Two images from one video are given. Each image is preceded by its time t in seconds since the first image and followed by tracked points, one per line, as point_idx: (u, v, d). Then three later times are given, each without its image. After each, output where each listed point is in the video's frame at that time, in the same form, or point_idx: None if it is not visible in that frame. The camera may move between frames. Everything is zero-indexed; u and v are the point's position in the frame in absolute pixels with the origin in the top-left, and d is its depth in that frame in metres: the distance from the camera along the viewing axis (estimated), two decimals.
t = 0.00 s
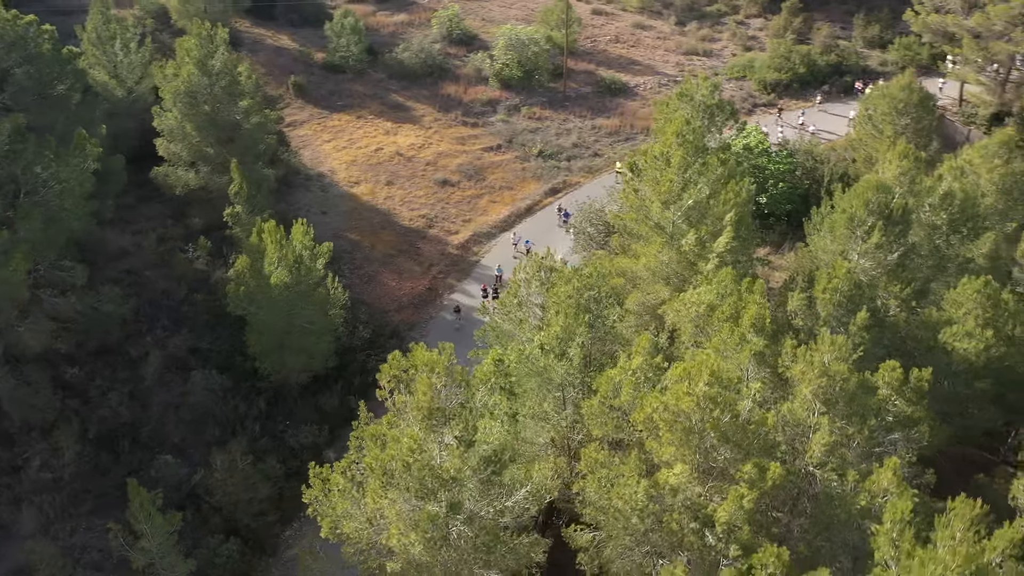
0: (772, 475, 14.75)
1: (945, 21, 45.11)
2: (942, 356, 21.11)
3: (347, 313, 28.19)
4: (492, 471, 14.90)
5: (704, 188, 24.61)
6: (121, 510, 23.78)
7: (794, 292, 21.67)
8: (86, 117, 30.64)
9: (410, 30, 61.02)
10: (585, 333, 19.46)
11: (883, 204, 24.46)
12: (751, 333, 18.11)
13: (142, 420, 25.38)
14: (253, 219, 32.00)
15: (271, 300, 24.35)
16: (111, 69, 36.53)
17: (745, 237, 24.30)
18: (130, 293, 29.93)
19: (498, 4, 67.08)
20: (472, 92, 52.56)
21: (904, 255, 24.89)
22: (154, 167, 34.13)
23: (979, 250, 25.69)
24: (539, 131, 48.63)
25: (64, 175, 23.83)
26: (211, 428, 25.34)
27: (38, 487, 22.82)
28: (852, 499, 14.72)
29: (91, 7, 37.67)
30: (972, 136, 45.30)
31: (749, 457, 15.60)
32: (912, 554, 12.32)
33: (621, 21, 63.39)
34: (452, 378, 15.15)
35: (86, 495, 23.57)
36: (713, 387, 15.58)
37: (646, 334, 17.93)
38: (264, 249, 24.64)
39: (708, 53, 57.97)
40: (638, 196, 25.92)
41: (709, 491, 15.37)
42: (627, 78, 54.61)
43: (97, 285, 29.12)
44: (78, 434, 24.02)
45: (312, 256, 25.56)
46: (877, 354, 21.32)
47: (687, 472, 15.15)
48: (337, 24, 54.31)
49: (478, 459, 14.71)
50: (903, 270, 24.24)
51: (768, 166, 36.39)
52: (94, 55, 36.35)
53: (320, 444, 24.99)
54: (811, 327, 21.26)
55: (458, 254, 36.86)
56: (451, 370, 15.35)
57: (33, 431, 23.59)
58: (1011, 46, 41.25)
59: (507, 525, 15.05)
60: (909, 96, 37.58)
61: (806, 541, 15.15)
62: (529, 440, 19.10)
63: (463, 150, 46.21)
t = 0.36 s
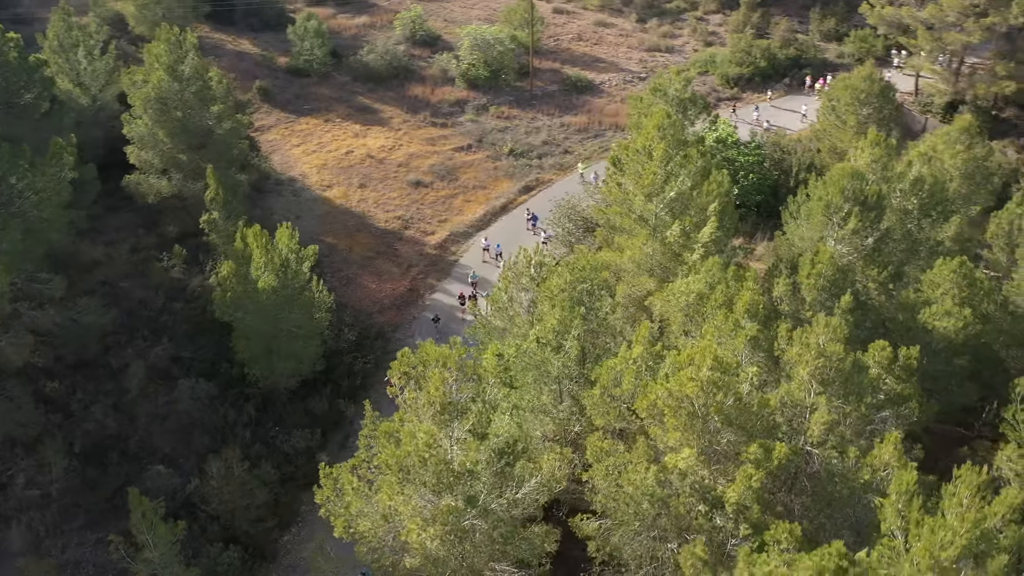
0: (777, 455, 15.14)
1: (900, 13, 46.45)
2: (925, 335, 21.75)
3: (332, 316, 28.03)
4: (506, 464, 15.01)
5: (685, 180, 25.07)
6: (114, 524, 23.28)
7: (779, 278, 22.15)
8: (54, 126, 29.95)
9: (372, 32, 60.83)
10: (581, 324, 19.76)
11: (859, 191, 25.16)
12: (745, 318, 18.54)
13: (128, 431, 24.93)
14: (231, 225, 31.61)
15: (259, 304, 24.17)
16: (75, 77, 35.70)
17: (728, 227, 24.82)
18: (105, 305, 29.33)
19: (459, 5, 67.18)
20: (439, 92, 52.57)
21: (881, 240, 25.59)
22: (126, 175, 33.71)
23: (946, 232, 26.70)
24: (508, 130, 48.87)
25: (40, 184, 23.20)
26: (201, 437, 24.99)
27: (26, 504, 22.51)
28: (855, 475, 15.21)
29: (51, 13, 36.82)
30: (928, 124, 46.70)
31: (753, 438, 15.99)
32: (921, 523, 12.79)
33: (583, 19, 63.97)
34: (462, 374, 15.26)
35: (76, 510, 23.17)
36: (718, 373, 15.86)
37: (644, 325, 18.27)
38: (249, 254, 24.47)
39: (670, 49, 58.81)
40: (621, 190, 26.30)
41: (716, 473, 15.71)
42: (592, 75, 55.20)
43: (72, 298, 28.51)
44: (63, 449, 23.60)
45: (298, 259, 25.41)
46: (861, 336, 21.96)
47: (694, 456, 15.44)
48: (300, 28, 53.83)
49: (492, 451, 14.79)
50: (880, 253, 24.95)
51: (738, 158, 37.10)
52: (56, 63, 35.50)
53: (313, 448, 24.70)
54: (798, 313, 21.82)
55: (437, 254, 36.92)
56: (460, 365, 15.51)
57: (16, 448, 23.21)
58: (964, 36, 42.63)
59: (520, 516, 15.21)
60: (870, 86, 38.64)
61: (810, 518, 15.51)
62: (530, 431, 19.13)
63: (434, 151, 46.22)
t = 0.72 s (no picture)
0: (780, 434, 15.64)
1: (855, 6, 47.71)
2: (905, 315, 22.37)
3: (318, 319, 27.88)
4: (519, 454, 15.06)
5: (666, 173, 25.53)
6: (106, 539, 22.75)
7: (762, 265, 22.63)
8: (21, 136, 29.24)
9: (334, 35, 60.53)
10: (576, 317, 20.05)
11: (834, 178, 25.85)
12: (738, 305, 19.00)
13: (115, 444, 24.50)
14: (207, 232, 31.23)
15: (246, 310, 23.97)
16: (37, 85, 34.88)
17: (710, 218, 25.33)
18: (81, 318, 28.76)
19: (419, 6, 67.17)
20: (406, 94, 52.50)
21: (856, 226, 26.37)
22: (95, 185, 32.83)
23: (914, 217, 27.65)
24: (477, 130, 49.03)
25: (17, 195, 22.73)
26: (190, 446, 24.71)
27: (14, 523, 21.77)
28: (855, 451, 15.73)
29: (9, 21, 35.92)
30: (885, 114, 48.06)
31: (755, 420, 16.41)
32: (927, 493, 13.30)
33: (544, 18, 64.40)
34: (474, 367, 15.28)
35: (67, 526, 22.56)
36: (719, 357, 16.27)
37: (643, 313, 18.53)
38: (234, 259, 24.25)
39: (631, 47, 59.55)
40: (603, 185, 26.66)
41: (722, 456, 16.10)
42: (556, 73, 55.70)
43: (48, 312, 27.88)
44: (51, 464, 23.05)
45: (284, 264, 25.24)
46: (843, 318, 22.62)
47: (700, 439, 15.80)
48: (262, 32, 53.17)
49: (507, 442, 14.85)
50: (855, 238, 25.70)
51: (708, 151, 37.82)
52: (17, 71, 34.63)
53: (306, 452, 24.55)
54: (784, 297, 22.36)
55: (414, 255, 36.91)
56: (469, 359, 15.66)
57: None
58: (917, 27, 44.02)
59: (533, 505, 15.12)
60: (832, 79, 39.69)
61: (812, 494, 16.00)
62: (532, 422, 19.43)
63: (404, 152, 46.16)
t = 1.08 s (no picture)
0: (787, 414, 16.12)
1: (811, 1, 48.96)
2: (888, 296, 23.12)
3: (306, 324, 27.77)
4: (539, 445, 15.29)
5: (649, 167, 25.98)
6: (104, 555, 22.07)
7: (748, 252, 23.16)
8: None
9: (294, 40, 60.07)
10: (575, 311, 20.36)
11: (811, 167, 26.57)
12: (733, 292, 19.51)
13: (106, 459, 24.06)
14: (186, 241, 30.80)
15: (237, 317, 23.78)
16: None
17: (694, 209, 25.82)
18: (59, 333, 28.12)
19: (379, 9, 66.98)
20: (372, 97, 52.30)
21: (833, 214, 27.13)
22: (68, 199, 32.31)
23: (885, 202, 28.65)
24: (446, 131, 49.08)
25: None
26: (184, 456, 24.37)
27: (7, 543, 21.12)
28: (858, 427, 16.30)
29: None
30: (844, 104, 49.42)
31: (760, 402, 16.92)
32: (934, 463, 13.93)
33: (505, 19, 64.67)
34: (490, 362, 15.47)
35: (62, 544, 21.94)
36: (724, 342, 16.76)
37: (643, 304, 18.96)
38: (224, 266, 24.12)
39: (593, 45, 60.19)
40: (587, 180, 27.03)
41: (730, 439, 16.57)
42: (521, 73, 56.08)
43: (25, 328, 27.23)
44: (43, 482, 22.57)
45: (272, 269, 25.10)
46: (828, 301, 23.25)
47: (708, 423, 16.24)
48: (223, 38, 52.19)
49: (528, 433, 15.06)
50: (833, 224, 26.46)
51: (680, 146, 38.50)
52: None
53: (303, 457, 24.45)
54: (771, 284, 22.92)
55: (393, 257, 36.85)
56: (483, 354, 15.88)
57: None
58: (872, 19, 45.40)
59: (553, 494, 15.36)
60: (795, 71, 40.78)
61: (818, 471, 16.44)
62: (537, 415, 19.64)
63: (375, 155, 46.01)
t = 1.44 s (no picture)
0: (796, 394, 16.65)
1: None
2: (872, 278, 23.91)
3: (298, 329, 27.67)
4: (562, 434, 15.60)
5: (635, 161, 26.44)
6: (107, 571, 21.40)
7: (738, 240, 23.72)
8: None
9: (255, 46, 59.45)
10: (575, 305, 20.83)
11: (790, 156, 27.31)
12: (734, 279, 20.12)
13: (102, 473, 23.66)
14: (167, 250, 30.34)
15: (232, 323, 23.64)
16: None
17: (680, 201, 26.34)
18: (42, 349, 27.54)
19: (339, 13, 66.63)
20: (339, 101, 52.02)
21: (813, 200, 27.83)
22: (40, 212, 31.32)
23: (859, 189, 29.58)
24: (417, 132, 49.07)
25: None
26: (182, 467, 24.09)
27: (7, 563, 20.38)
28: (863, 403, 16.94)
29: None
30: (806, 96, 50.72)
31: (767, 383, 17.46)
32: (944, 432, 14.55)
33: (467, 19, 64.87)
34: (511, 353, 15.69)
35: (64, 562, 21.26)
36: (731, 328, 17.26)
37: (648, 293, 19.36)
38: (217, 272, 23.96)
39: (556, 44, 60.76)
40: (574, 175, 27.38)
41: (742, 420, 17.04)
42: (487, 73, 56.36)
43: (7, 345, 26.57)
44: (39, 500, 22.06)
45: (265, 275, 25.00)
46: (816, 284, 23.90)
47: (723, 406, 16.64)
48: (184, 45, 51.66)
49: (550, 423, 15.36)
50: (813, 211, 27.23)
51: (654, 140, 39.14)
52: None
53: (304, 462, 24.36)
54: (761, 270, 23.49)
55: (375, 260, 36.78)
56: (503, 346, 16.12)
57: None
58: (830, 13, 46.73)
59: (577, 481, 15.63)
60: (760, 65, 41.81)
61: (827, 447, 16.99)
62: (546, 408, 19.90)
63: (347, 159, 45.80)
